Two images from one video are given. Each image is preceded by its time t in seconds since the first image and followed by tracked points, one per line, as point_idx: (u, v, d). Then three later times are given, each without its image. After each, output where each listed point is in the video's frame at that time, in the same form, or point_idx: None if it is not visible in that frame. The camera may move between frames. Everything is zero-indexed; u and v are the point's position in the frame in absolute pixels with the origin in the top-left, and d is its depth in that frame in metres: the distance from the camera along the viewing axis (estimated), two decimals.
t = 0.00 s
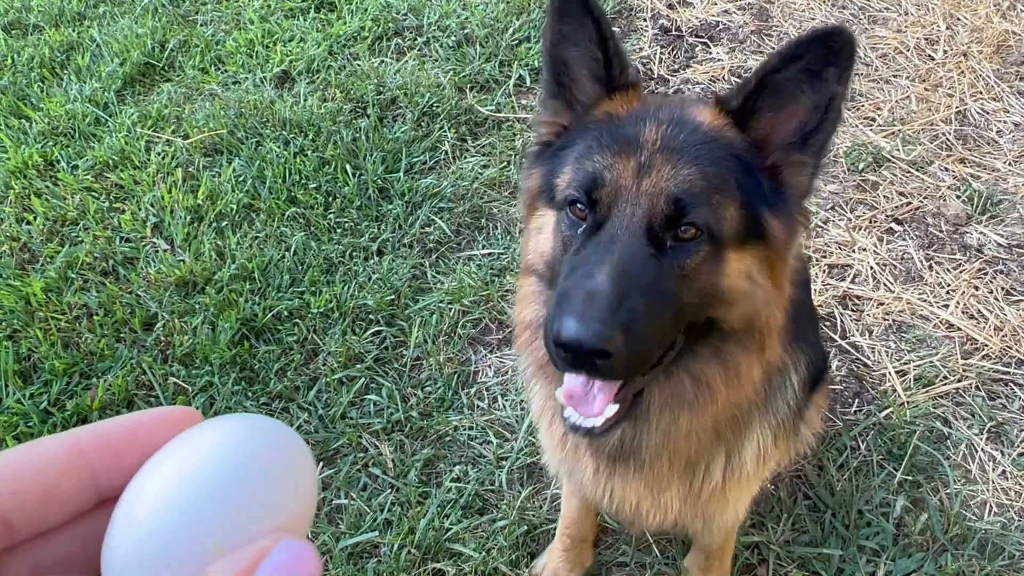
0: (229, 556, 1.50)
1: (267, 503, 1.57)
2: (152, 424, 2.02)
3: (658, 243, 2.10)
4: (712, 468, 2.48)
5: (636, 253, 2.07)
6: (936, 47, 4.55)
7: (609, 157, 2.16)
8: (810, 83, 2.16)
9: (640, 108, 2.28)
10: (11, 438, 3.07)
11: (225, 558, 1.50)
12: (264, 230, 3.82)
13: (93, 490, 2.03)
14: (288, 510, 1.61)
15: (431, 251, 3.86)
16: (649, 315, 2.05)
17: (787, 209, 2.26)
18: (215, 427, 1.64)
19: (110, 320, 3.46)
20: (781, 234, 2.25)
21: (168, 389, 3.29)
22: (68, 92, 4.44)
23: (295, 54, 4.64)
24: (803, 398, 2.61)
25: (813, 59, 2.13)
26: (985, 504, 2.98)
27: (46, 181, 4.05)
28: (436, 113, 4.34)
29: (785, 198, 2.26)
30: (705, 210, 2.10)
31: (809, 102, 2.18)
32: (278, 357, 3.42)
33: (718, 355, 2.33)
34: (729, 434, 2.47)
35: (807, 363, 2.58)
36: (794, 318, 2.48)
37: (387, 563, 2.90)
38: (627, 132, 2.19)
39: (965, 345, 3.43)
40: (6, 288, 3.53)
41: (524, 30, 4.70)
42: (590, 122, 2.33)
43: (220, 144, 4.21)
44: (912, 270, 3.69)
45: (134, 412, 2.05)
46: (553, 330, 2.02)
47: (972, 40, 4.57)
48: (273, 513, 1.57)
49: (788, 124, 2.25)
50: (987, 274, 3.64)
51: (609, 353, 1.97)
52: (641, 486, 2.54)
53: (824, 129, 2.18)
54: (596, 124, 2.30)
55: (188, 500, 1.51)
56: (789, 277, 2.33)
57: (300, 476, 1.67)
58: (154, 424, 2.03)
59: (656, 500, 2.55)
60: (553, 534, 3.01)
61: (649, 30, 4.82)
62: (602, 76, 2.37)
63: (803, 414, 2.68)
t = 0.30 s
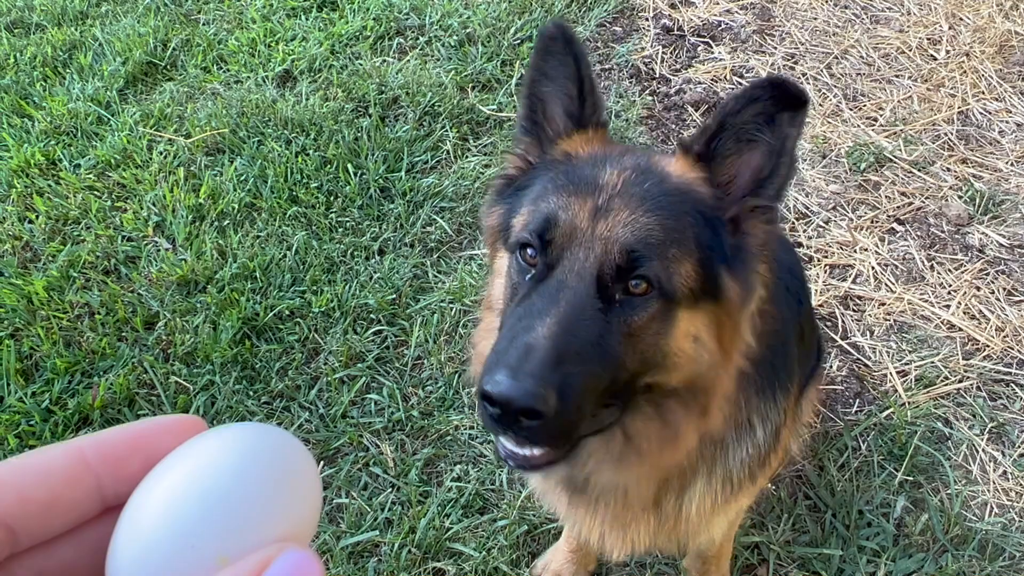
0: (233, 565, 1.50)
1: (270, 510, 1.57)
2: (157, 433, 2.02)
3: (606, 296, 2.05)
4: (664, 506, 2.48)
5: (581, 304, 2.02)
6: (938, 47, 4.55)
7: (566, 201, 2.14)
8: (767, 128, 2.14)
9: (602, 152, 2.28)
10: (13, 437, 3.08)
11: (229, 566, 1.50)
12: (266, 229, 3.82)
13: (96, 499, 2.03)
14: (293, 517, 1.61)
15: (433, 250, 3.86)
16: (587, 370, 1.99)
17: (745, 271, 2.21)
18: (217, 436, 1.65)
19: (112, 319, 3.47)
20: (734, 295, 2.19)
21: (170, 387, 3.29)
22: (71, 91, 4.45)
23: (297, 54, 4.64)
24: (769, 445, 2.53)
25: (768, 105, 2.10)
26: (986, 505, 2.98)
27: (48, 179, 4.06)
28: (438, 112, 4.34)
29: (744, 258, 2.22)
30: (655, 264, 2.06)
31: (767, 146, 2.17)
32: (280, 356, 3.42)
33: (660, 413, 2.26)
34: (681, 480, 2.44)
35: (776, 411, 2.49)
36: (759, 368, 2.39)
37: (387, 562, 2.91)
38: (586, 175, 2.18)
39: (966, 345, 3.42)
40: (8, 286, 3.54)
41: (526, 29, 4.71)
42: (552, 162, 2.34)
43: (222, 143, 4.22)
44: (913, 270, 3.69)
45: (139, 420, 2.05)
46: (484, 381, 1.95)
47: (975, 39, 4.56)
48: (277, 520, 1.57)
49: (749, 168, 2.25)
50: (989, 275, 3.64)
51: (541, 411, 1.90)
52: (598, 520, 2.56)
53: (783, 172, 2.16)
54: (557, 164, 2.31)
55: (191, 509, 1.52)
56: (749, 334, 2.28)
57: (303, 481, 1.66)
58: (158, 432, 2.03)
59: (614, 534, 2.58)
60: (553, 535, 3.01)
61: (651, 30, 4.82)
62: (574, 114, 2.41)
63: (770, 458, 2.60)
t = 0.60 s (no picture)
0: (231, 560, 1.50)
1: (267, 504, 1.56)
2: (153, 427, 2.03)
3: (647, 267, 2.07)
4: (695, 482, 2.50)
5: (626, 280, 2.04)
6: (941, 46, 4.54)
7: (594, 178, 2.14)
8: (793, 94, 2.17)
9: (621, 125, 2.28)
10: (15, 434, 3.08)
11: (227, 562, 1.49)
12: (268, 227, 3.82)
13: (92, 495, 2.03)
14: (290, 512, 1.61)
15: (435, 249, 3.86)
16: (641, 345, 2.02)
17: (774, 227, 2.25)
18: (214, 430, 1.64)
19: (114, 317, 3.47)
20: (767, 253, 2.23)
21: (171, 385, 3.29)
22: (73, 89, 4.45)
23: (299, 51, 4.64)
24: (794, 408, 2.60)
25: (797, 69, 2.13)
26: (988, 504, 2.97)
27: (50, 177, 4.06)
28: (440, 110, 4.33)
29: (771, 214, 2.25)
30: (692, 230, 2.08)
31: (793, 114, 2.19)
32: (281, 354, 3.42)
33: (701, 377, 2.31)
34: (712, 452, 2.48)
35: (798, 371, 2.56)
36: (782, 330, 2.45)
37: (388, 560, 2.90)
38: (610, 150, 2.19)
39: (968, 344, 3.41)
40: (10, 284, 3.54)
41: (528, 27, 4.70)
42: (572, 141, 2.33)
43: (224, 141, 4.22)
44: (916, 269, 3.68)
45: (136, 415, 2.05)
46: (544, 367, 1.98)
47: (978, 38, 4.55)
48: (274, 515, 1.57)
49: (773, 135, 2.26)
50: (992, 274, 3.62)
51: (603, 389, 1.93)
52: (628, 500, 2.56)
53: (809, 140, 2.19)
54: (577, 142, 2.31)
55: (190, 503, 1.52)
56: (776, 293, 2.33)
57: (300, 475, 1.66)
58: (155, 426, 2.03)
59: (643, 514, 2.58)
60: (555, 533, 3.01)
61: (653, 28, 4.81)
62: (585, 91, 2.37)
63: (793, 424, 2.67)
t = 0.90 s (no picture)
0: (219, 565, 1.49)
1: (256, 510, 1.57)
2: (140, 431, 2.02)
3: (661, 255, 2.08)
4: (708, 472, 2.49)
5: (639, 268, 2.04)
6: (943, 44, 4.53)
7: (606, 169, 2.14)
8: (805, 84, 2.16)
9: (634, 116, 2.28)
10: (15, 434, 3.08)
11: (214, 567, 1.49)
12: (268, 226, 3.82)
13: (82, 500, 2.03)
14: (278, 518, 1.61)
15: (435, 247, 3.85)
16: (654, 332, 2.02)
17: (785, 216, 2.24)
18: (203, 435, 1.64)
19: (114, 316, 3.47)
20: (780, 243, 2.23)
21: (171, 384, 3.29)
22: (74, 87, 4.44)
23: (300, 50, 4.63)
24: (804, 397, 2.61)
25: (808, 59, 2.12)
26: (989, 504, 2.97)
27: (51, 176, 4.05)
28: (441, 109, 4.33)
29: (783, 203, 2.24)
30: (705, 219, 2.08)
31: (805, 103, 2.18)
32: (281, 353, 3.42)
33: (717, 366, 2.32)
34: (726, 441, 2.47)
35: (808, 359, 2.57)
36: (794, 318, 2.46)
37: (388, 560, 2.90)
38: (623, 141, 2.18)
39: (970, 344, 3.41)
40: (10, 283, 3.54)
41: (529, 26, 4.69)
42: (585, 133, 2.33)
43: (224, 139, 4.22)
44: (917, 269, 3.67)
45: (125, 420, 2.05)
46: (557, 353, 1.98)
47: (980, 36, 4.54)
48: (263, 522, 1.57)
49: (784, 125, 2.25)
50: (993, 273, 3.62)
51: (616, 375, 1.93)
52: (640, 490, 2.55)
53: (821, 130, 2.18)
54: (590, 134, 2.30)
55: (178, 507, 1.52)
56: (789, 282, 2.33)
57: (287, 480, 1.66)
58: (142, 430, 2.03)
59: (655, 504, 2.57)
60: (555, 532, 3.01)
61: (655, 26, 4.80)
62: (597, 83, 2.37)
63: (803, 414, 2.68)
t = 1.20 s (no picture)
0: (222, 563, 1.50)
1: (260, 509, 1.57)
2: (145, 431, 2.04)
3: (663, 244, 2.03)
4: (709, 477, 2.48)
5: (641, 252, 1.99)
6: (944, 43, 4.53)
7: (612, 160, 2.12)
8: (807, 102, 2.16)
9: (640, 121, 2.28)
10: (17, 432, 3.09)
11: (218, 565, 1.49)
12: (269, 225, 3.82)
13: (84, 501, 2.03)
14: (283, 518, 1.61)
15: (436, 246, 3.85)
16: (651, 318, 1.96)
17: (785, 228, 2.25)
18: (208, 435, 1.64)
19: (115, 314, 3.47)
20: (777, 251, 2.23)
21: (172, 382, 3.29)
22: (75, 86, 4.45)
23: (300, 49, 4.63)
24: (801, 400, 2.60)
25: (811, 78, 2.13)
26: (990, 503, 2.97)
27: (52, 174, 4.06)
28: (442, 108, 4.32)
29: (785, 213, 2.26)
30: (710, 215, 2.06)
31: (805, 121, 2.18)
32: (282, 352, 3.42)
33: (712, 371, 2.29)
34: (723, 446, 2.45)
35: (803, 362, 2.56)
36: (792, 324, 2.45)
37: (389, 557, 2.89)
38: (630, 138, 2.17)
39: (970, 343, 3.41)
40: (11, 281, 3.54)
41: (530, 25, 4.69)
42: (589, 134, 2.32)
43: (225, 138, 4.22)
44: (918, 268, 3.67)
45: (127, 421, 2.06)
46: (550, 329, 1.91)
47: (981, 36, 4.54)
48: (267, 520, 1.57)
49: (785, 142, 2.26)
50: (994, 272, 3.62)
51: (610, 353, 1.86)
52: (638, 497, 2.53)
53: (821, 148, 2.18)
54: (596, 134, 2.30)
55: (182, 506, 1.52)
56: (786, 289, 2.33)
57: (291, 478, 1.66)
58: (145, 430, 2.04)
59: (654, 510, 2.56)
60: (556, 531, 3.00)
61: (655, 25, 4.80)
62: (600, 92, 2.37)
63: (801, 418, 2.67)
